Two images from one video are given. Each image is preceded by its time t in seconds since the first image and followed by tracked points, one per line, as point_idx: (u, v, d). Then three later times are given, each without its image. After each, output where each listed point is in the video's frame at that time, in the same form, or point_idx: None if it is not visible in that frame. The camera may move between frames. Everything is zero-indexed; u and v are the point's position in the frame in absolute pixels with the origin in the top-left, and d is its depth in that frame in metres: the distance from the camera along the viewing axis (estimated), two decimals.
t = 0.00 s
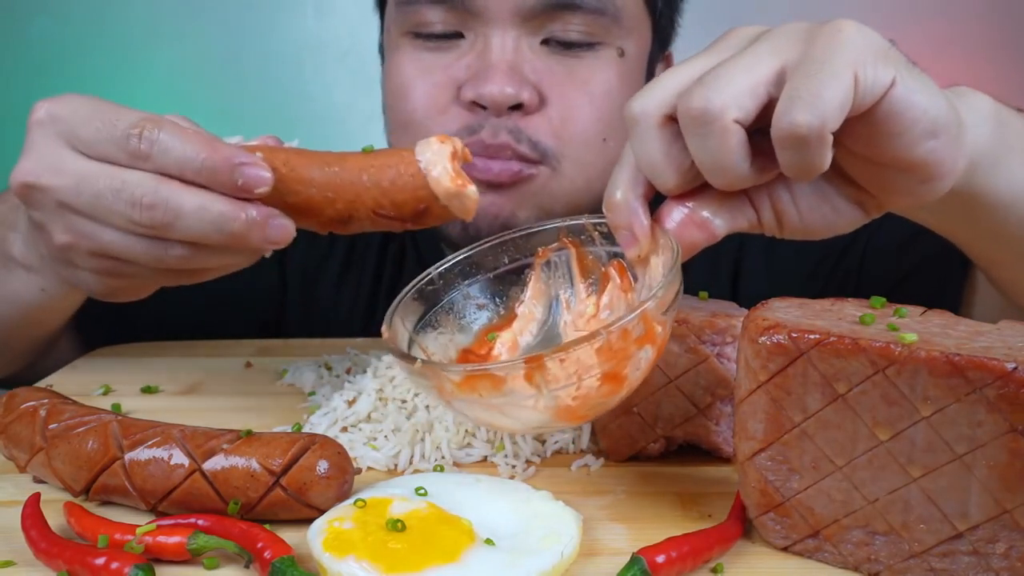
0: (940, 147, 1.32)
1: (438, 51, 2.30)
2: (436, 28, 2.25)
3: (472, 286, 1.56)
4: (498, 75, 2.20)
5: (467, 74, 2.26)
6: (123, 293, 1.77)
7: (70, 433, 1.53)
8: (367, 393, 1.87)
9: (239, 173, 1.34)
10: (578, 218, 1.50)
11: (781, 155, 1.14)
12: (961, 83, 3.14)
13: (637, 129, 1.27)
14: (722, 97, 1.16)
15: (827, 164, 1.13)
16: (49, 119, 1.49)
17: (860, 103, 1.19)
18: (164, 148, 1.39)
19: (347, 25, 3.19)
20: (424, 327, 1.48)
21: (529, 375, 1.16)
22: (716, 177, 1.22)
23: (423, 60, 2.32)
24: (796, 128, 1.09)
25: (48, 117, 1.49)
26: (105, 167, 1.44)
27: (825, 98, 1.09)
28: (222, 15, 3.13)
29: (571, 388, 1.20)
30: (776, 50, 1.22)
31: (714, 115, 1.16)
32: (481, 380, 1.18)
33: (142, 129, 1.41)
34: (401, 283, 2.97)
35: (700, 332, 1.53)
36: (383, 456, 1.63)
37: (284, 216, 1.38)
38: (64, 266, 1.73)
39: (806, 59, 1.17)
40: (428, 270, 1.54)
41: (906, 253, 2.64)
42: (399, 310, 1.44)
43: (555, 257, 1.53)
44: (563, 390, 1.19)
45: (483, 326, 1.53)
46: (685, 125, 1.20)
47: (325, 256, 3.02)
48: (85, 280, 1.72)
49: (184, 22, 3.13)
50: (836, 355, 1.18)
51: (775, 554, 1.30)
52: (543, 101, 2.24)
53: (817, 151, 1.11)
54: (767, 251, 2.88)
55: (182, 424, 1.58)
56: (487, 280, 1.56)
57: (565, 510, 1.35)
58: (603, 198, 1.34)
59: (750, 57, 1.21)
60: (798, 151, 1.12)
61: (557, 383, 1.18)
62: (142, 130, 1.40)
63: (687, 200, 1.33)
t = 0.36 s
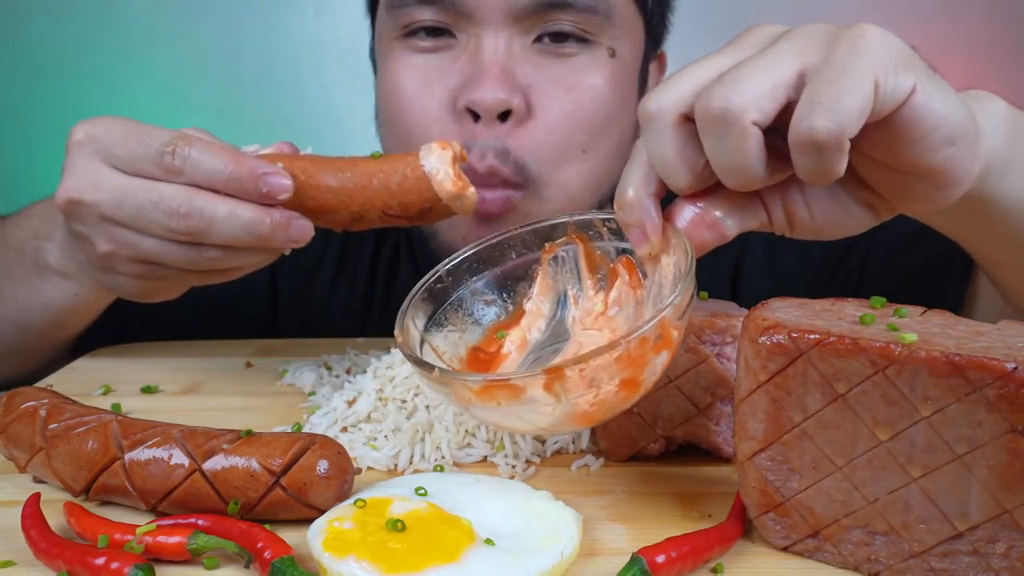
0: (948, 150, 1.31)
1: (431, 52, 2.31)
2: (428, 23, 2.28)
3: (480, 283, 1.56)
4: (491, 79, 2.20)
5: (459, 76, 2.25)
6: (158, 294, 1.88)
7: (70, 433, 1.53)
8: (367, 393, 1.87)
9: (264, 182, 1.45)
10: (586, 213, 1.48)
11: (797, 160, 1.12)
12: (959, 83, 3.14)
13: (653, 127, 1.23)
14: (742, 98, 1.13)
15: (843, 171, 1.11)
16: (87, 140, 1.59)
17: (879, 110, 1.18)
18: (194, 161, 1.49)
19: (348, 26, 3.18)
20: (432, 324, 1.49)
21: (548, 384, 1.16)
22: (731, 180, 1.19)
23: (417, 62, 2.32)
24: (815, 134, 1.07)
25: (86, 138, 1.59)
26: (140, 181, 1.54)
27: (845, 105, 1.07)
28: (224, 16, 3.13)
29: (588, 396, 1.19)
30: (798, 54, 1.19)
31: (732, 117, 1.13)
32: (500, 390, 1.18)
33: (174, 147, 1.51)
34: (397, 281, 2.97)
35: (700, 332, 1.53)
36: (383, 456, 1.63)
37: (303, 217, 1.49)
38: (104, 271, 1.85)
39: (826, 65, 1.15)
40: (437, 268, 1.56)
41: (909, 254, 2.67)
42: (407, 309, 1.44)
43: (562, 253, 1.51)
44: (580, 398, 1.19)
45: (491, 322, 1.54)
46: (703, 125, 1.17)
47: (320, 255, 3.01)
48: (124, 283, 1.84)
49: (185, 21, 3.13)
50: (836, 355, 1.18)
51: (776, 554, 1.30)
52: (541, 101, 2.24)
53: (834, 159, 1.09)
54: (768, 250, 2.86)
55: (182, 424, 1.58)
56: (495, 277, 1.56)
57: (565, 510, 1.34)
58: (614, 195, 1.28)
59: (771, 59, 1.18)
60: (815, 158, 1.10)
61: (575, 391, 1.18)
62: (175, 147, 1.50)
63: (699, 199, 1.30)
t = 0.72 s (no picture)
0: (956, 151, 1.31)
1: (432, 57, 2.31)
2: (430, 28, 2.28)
3: (495, 283, 1.56)
4: (492, 85, 2.20)
5: (460, 82, 2.26)
6: (149, 297, 1.87)
7: (70, 433, 1.53)
8: (367, 393, 1.87)
9: (249, 187, 1.45)
10: (602, 209, 1.48)
11: (823, 160, 1.11)
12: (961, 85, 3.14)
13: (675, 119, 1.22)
14: (769, 94, 1.11)
15: (869, 172, 1.11)
16: (76, 147, 1.60)
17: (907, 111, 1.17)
18: (179, 168, 1.49)
19: (347, 25, 3.20)
20: (447, 326, 1.48)
21: (573, 392, 1.16)
22: (752, 177, 1.18)
23: (418, 62, 2.32)
24: (844, 135, 1.06)
25: (75, 145, 1.60)
26: (129, 189, 1.55)
27: (874, 106, 1.07)
28: (224, 16, 3.13)
29: (614, 403, 1.19)
30: (825, 50, 1.18)
31: (758, 113, 1.11)
32: (524, 398, 1.18)
33: (160, 152, 1.51)
34: (396, 280, 2.97)
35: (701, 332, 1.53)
36: (383, 456, 1.63)
37: (289, 222, 1.49)
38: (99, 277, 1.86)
39: (855, 63, 1.13)
40: (451, 269, 1.56)
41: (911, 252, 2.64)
42: (423, 312, 1.44)
43: (578, 250, 1.51)
44: (605, 405, 1.19)
45: (507, 323, 1.54)
46: (727, 120, 1.15)
47: (318, 257, 3.01)
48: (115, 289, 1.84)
49: (185, 21, 3.13)
50: (836, 355, 1.18)
51: (775, 554, 1.30)
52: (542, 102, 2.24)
53: (861, 160, 1.09)
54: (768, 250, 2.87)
55: (182, 424, 1.58)
56: (509, 276, 1.56)
57: (566, 511, 1.35)
58: (630, 192, 1.29)
59: (798, 55, 1.17)
60: (842, 158, 1.09)
61: (601, 398, 1.17)
62: (160, 153, 1.50)
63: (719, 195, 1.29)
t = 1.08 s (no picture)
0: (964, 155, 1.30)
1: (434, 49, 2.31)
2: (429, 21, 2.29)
3: (492, 289, 1.55)
4: (487, 82, 2.18)
5: (455, 78, 2.25)
6: (179, 298, 1.93)
7: (70, 433, 1.53)
8: (367, 393, 1.87)
9: (294, 188, 1.54)
10: (597, 211, 1.49)
11: (822, 168, 1.12)
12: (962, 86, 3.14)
13: (674, 123, 1.22)
14: (770, 100, 1.11)
15: (868, 181, 1.11)
16: (121, 154, 1.64)
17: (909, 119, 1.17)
18: (228, 171, 1.56)
19: (346, 24, 3.20)
20: (445, 333, 1.47)
21: (577, 405, 1.15)
22: (750, 183, 1.18)
23: (417, 61, 2.33)
24: (845, 145, 1.06)
25: (120, 151, 1.65)
26: (174, 191, 1.60)
27: (876, 116, 1.07)
28: (225, 16, 3.13)
29: (619, 414, 1.19)
30: (829, 56, 1.17)
31: (758, 119, 1.11)
32: (528, 413, 1.17)
33: (208, 156, 1.58)
34: (394, 279, 2.97)
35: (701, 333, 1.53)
36: (383, 456, 1.63)
37: (326, 224, 1.56)
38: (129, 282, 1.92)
39: (859, 71, 1.13)
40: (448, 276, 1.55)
41: (912, 254, 2.63)
42: (421, 319, 1.43)
43: (574, 253, 1.52)
44: (608, 417, 1.18)
45: (505, 330, 1.53)
46: (727, 125, 1.15)
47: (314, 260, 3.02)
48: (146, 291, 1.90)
49: (185, 21, 3.13)
50: (836, 355, 1.18)
51: (775, 554, 1.30)
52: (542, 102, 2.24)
53: (861, 170, 1.09)
54: (768, 252, 2.87)
55: (182, 424, 1.58)
56: (505, 282, 1.56)
57: (566, 511, 1.35)
58: (628, 193, 1.27)
59: (801, 60, 1.16)
60: (843, 167, 1.09)
61: (604, 410, 1.17)
62: (208, 157, 1.57)
63: (717, 201, 1.31)
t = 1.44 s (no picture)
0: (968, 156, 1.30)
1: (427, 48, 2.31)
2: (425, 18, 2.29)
3: (494, 295, 1.55)
4: (477, 80, 2.19)
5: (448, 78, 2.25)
6: (183, 304, 1.96)
7: (70, 433, 1.53)
8: (367, 393, 1.87)
9: (299, 193, 1.58)
10: (598, 215, 1.49)
11: (828, 171, 1.12)
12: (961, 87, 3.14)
13: (677, 123, 1.22)
14: (777, 103, 1.11)
15: (874, 184, 1.12)
16: (126, 161, 1.65)
17: (915, 123, 1.18)
18: (234, 176, 1.58)
19: (345, 24, 3.18)
20: (450, 342, 1.46)
21: (588, 414, 1.15)
22: (755, 185, 1.19)
23: (413, 60, 2.32)
24: (852, 149, 1.07)
25: (125, 159, 1.66)
26: (181, 197, 1.63)
27: (884, 119, 1.07)
28: (224, 16, 3.13)
29: (629, 420, 1.18)
30: (834, 59, 1.17)
31: (764, 122, 1.11)
32: (538, 423, 1.17)
33: (214, 162, 1.60)
34: (392, 279, 2.97)
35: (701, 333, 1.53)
36: (383, 456, 1.64)
37: (329, 228, 1.60)
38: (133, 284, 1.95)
39: (865, 73, 1.13)
40: (451, 283, 1.54)
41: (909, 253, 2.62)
42: (427, 329, 1.42)
43: (576, 258, 1.52)
44: (619, 424, 1.18)
45: (508, 337, 1.53)
46: (733, 127, 1.15)
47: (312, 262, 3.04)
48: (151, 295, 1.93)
49: (185, 22, 3.13)
50: (836, 355, 1.18)
51: (775, 554, 1.30)
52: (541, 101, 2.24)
53: (868, 173, 1.10)
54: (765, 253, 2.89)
55: (182, 424, 1.58)
56: (508, 288, 1.56)
57: (566, 510, 1.35)
58: (630, 195, 1.28)
59: (806, 63, 1.16)
60: (849, 169, 1.10)
61: (613, 417, 1.16)
62: (214, 162, 1.60)
63: (722, 202, 1.32)
